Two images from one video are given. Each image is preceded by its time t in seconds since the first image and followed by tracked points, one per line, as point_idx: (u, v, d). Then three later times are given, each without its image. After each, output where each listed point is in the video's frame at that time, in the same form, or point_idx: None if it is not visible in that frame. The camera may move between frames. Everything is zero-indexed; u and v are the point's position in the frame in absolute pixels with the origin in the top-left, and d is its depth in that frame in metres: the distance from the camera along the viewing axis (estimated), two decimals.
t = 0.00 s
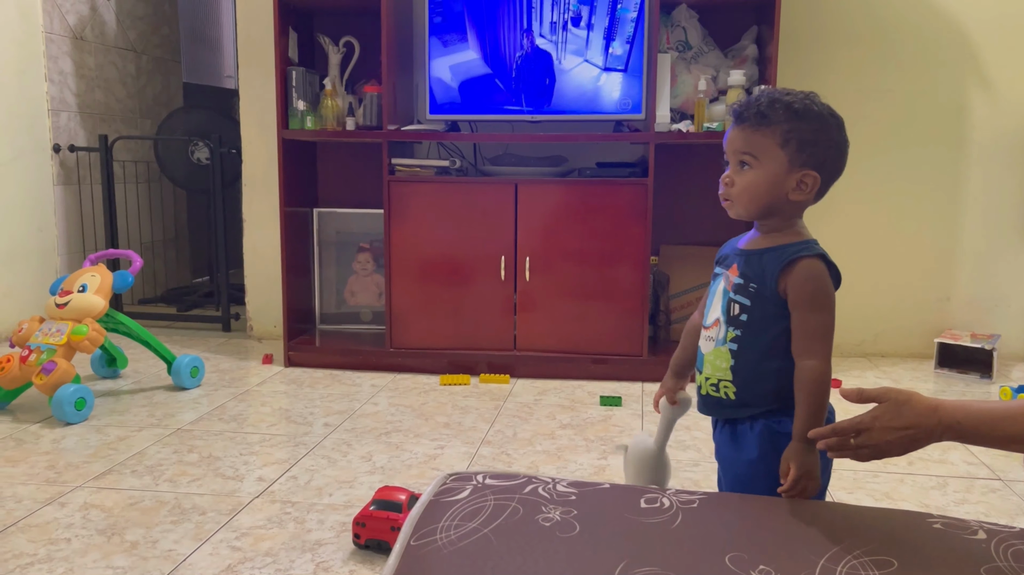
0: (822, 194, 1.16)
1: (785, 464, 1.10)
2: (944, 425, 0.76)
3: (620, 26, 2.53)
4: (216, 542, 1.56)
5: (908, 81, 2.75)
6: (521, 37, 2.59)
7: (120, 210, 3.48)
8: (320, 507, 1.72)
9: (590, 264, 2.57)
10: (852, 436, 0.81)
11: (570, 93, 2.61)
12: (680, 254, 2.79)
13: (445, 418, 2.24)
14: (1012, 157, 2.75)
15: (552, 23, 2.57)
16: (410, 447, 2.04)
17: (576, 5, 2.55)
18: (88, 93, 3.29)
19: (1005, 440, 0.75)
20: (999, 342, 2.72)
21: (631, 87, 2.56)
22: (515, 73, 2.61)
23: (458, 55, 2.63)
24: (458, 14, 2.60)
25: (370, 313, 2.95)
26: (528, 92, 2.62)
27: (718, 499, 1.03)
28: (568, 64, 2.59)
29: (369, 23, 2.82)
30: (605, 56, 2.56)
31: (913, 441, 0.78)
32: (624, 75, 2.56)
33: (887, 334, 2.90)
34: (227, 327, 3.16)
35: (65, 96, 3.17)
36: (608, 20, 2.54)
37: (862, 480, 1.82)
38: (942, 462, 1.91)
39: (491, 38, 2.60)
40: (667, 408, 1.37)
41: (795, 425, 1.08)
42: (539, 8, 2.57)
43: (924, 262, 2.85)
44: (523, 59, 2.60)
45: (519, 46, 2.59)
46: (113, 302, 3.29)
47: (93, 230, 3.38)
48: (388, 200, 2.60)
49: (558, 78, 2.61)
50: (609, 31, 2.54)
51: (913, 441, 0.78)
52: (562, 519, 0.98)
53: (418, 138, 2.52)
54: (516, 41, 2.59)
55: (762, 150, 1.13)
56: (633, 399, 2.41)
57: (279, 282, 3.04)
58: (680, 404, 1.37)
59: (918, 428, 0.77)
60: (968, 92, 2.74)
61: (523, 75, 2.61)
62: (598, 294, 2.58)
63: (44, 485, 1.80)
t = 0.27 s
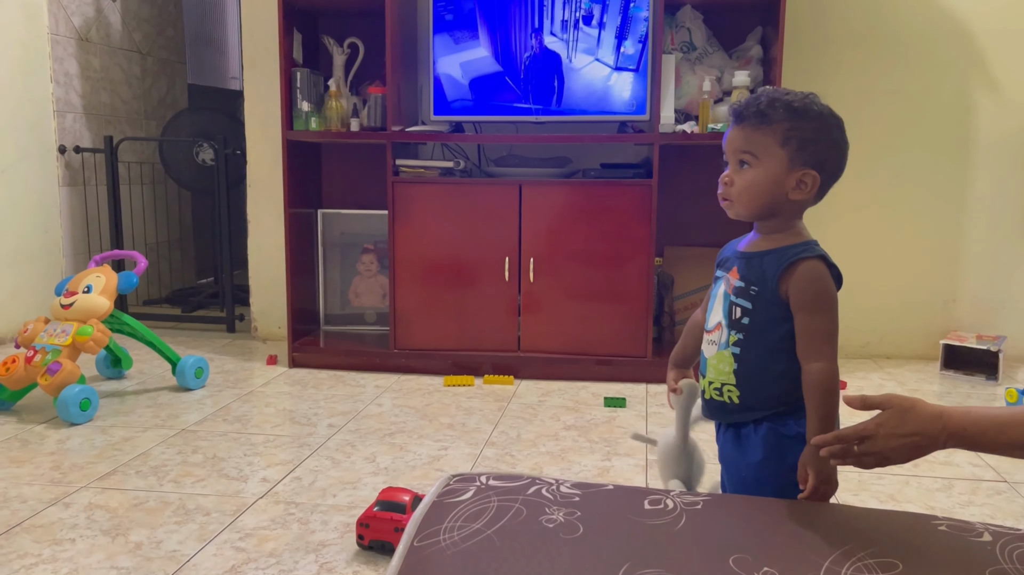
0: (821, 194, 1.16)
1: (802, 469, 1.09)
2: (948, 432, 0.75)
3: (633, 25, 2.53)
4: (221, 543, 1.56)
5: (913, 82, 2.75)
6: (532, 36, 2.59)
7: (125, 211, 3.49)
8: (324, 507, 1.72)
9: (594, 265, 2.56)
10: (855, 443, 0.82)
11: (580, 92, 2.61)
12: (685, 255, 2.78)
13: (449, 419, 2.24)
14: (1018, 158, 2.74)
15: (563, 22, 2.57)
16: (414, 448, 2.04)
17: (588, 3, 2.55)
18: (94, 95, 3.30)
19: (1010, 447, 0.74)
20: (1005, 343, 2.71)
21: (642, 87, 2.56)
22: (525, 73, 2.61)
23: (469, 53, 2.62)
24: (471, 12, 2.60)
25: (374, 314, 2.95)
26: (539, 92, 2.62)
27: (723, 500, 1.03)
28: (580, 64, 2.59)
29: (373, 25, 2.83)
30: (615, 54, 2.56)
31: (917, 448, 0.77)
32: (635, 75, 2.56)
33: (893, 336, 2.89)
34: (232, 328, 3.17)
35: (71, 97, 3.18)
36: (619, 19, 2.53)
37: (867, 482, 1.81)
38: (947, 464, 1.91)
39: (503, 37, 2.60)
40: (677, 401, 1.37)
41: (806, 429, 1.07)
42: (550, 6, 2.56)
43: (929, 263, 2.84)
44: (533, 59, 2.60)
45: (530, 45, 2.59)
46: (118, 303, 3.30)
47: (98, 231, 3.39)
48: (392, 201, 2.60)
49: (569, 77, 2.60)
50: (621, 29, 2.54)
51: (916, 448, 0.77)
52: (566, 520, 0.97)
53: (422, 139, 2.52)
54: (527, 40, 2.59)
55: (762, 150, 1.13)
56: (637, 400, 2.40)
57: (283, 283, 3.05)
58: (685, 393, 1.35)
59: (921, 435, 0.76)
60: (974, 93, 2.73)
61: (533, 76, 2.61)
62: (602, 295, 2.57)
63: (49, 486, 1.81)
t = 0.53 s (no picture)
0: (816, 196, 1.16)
1: (785, 466, 1.10)
2: (953, 440, 0.75)
3: (643, 25, 2.51)
4: (224, 543, 1.57)
5: (918, 83, 2.74)
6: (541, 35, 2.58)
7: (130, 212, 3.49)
8: (327, 508, 1.72)
9: (598, 266, 2.56)
10: (860, 452, 0.81)
11: (589, 92, 2.60)
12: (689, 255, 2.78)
13: (453, 420, 2.24)
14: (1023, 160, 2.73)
15: (572, 21, 2.56)
16: (418, 448, 2.04)
17: (599, 2, 2.53)
18: (99, 96, 3.31)
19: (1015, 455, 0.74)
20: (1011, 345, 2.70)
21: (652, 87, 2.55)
22: (533, 73, 2.61)
23: (479, 52, 2.62)
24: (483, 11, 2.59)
25: (379, 314, 2.95)
26: (548, 91, 2.62)
27: (725, 501, 1.03)
28: (591, 63, 2.58)
29: (378, 26, 2.83)
30: (623, 55, 2.54)
31: (922, 456, 0.77)
32: (646, 74, 2.54)
33: (898, 338, 2.88)
34: (236, 329, 3.17)
35: (77, 98, 3.19)
36: (630, 18, 2.51)
37: (871, 484, 1.80)
38: (952, 466, 1.90)
39: (512, 36, 2.59)
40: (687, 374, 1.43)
41: (796, 426, 1.08)
42: (561, 4, 2.55)
43: (935, 265, 2.83)
44: (541, 59, 2.59)
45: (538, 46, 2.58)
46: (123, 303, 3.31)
47: (104, 231, 3.40)
48: (396, 202, 2.61)
49: (577, 78, 2.60)
50: (632, 29, 2.52)
51: (923, 456, 0.77)
52: (568, 521, 0.97)
53: (426, 140, 2.52)
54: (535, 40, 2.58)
55: (756, 150, 1.13)
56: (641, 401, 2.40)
57: (288, 284, 3.05)
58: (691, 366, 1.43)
59: (929, 442, 0.76)
60: (979, 94, 2.72)
61: (542, 76, 2.61)
62: (606, 296, 2.57)
63: (54, 486, 1.81)
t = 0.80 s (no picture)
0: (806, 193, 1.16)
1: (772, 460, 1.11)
2: None
3: (654, 24, 2.50)
4: (229, 543, 1.57)
5: (924, 84, 2.73)
6: (552, 34, 2.58)
7: (136, 213, 3.50)
8: (332, 508, 1.72)
9: (601, 267, 2.56)
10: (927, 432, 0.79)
11: (599, 91, 2.59)
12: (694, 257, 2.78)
13: (457, 420, 2.24)
14: None
15: (582, 21, 2.56)
16: (422, 449, 2.04)
17: (610, 1, 2.53)
18: (105, 97, 3.32)
19: None
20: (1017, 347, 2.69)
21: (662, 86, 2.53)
22: (542, 72, 2.60)
23: (488, 51, 2.62)
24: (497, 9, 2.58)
25: (383, 315, 2.95)
26: (558, 91, 2.61)
27: (729, 503, 1.02)
28: (602, 63, 2.57)
29: (383, 27, 2.83)
30: (632, 55, 2.54)
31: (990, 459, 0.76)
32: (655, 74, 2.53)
33: (903, 339, 2.87)
34: (241, 329, 3.18)
35: (83, 99, 3.20)
36: (642, 18, 2.51)
37: (876, 485, 1.80)
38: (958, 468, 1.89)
39: (522, 35, 2.59)
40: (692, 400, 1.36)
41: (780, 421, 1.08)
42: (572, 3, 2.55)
43: (940, 266, 2.82)
44: (550, 58, 2.59)
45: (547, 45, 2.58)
46: (129, 304, 3.32)
47: (110, 232, 3.41)
48: (401, 203, 2.61)
49: (585, 78, 2.59)
50: (643, 28, 2.51)
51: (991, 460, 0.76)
52: (572, 522, 0.97)
53: (431, 141, 2.52)
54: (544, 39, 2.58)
55: (740, 152, 1.14)
56: (646, 403, 2.39)
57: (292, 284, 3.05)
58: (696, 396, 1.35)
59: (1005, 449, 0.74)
60: (985, 95, 2.71)
61: (551, 76, 2.60)
62: (610, 297, 2.57)
63: (59, 486, 1.82)
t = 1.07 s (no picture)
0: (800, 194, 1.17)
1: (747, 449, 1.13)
2: None
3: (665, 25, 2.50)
4: (235, 543, 1.57)
5: (929, 86, 2.73)
6: (561, 34, 2.58)
7: (141, 213, 3.51)
8: (337, 509, 1.73)
9: (606, 268, 2.56)
10: None
11: (607, 91, 2.59)
12: (699, 258, 2.78)
13: (462, 421, 2.24)
14: None
15: (591, 19, 2.56)
16: (427, 449, 2.04)
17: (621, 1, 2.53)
18: (111, 98, 3.33)
19: None
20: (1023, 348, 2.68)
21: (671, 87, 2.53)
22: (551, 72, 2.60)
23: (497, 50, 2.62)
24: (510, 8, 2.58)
25: (388, 316, 2.95)
26: (566, 91, 2.61)
27: (735, 504, 1.02)
28: (611, 63, 2.57)
29: (389, 28, 2.83)
30: (639, 56, 2.54)
31: None
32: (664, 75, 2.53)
33: (909, 341, 2.87)
34: (246, 330, 3.18)
35: (89, 100, 3.21)
36: (652, 18, 2.51)
37: (881, 487, 1.80)
38: (964, 470, 1.89)
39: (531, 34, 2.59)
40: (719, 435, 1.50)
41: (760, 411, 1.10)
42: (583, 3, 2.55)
43: (945, 268, 2.81)
44: (559, 58, 2.59)
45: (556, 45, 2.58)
46: (135, 304, 3.32)
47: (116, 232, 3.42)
48: (406, 203, 2.62)
49: (593, 78, 2.59)
50: (654, 28, 2.51)
51: None
52: (578, 523, 0.97)
53: (437, 142, 2.52)
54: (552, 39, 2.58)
55: (733, 158, 1.16)
56: (651, 404, 2.39)
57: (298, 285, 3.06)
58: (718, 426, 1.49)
59: None
60: (991, 96, 2.71)
61: (560, 76, 2.61)
62: (615, 298, 2.57)
63: (66, 485, 1.82)
